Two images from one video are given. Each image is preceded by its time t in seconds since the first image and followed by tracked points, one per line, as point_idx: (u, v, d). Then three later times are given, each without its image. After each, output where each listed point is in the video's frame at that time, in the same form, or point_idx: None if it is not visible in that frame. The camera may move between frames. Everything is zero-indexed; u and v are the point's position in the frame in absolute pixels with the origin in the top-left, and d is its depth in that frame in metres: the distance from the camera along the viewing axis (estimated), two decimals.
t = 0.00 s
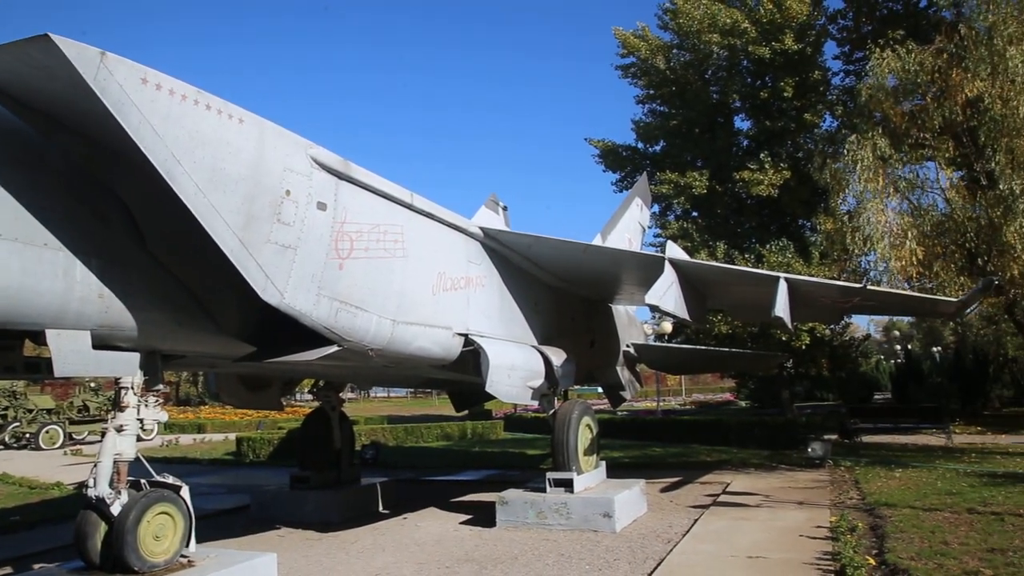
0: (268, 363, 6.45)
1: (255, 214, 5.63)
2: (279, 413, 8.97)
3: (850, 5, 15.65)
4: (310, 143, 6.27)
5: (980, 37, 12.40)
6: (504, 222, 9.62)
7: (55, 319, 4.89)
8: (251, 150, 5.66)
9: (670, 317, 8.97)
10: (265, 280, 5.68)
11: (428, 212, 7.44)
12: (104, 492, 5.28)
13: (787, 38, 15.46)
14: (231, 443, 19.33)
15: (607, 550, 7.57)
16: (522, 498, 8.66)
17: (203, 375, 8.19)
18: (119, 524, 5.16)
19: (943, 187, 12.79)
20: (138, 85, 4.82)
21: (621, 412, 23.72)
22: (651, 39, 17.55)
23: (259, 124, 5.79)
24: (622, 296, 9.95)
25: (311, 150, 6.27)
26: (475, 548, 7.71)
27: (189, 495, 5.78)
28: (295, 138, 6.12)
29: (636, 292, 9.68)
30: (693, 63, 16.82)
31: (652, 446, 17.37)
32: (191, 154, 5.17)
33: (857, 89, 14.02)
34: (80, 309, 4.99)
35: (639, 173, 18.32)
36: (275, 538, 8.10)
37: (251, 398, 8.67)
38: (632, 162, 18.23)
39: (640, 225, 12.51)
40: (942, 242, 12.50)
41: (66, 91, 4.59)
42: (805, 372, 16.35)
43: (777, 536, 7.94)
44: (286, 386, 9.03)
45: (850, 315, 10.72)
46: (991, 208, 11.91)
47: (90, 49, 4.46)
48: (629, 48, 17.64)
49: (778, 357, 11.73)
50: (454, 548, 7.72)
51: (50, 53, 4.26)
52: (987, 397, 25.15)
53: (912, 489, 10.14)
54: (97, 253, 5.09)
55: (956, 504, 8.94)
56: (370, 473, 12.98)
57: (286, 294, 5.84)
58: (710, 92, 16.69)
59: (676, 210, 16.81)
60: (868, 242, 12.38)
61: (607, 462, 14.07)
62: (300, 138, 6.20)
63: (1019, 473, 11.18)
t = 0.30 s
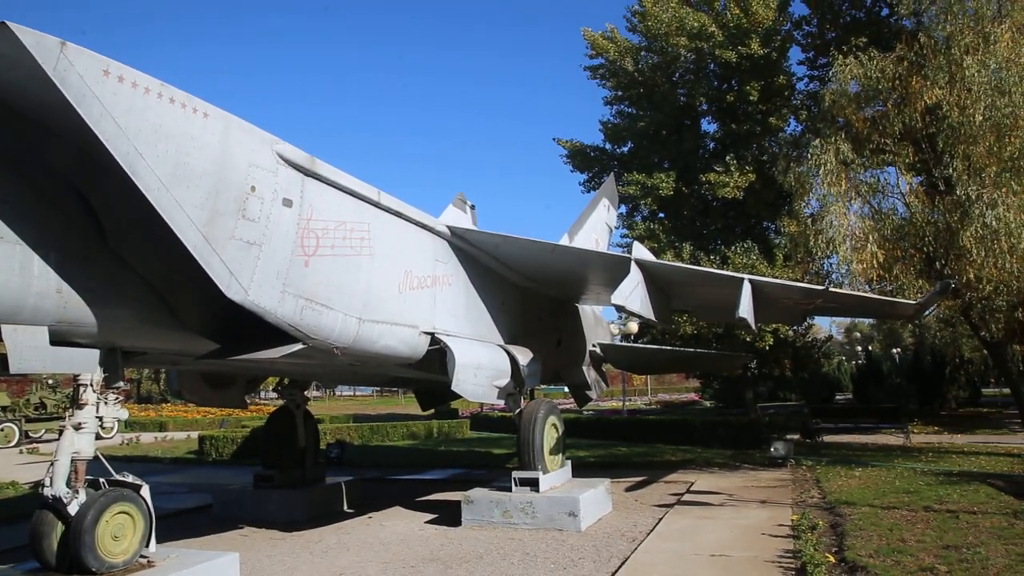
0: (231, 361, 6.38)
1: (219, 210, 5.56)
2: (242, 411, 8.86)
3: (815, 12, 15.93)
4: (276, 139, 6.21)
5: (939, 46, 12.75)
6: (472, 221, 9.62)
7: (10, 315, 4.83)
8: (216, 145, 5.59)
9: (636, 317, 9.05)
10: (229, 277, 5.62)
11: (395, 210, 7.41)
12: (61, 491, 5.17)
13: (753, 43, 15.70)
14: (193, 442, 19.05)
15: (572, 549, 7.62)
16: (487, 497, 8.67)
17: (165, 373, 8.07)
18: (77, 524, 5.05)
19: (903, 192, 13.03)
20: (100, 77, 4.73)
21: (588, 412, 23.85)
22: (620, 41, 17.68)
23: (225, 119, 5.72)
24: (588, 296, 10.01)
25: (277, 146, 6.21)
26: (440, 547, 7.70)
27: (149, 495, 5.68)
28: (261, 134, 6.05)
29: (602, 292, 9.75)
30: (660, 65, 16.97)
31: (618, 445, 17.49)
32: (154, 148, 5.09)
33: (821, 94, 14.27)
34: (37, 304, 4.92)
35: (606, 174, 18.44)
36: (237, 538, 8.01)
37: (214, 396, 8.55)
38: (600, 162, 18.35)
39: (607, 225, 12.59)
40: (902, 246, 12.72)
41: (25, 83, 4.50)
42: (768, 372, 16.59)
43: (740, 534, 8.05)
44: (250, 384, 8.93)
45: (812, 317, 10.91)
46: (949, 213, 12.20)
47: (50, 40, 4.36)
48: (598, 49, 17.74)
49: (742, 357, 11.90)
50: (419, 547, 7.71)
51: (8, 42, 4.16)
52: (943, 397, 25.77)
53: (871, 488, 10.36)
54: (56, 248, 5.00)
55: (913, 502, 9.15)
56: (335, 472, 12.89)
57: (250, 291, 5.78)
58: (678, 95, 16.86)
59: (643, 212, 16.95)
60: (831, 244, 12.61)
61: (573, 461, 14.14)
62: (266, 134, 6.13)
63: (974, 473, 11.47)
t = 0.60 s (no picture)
0: (227, 362, 6.37)
1: (212, 211, 5.56)
2: (237, 413, 8.85)
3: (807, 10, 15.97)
4: (268, 139, 6.21)
5: (930, 44, 12.81)
6: (465, 220, 9.63)
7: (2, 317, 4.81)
8: (208, 146, 5.58)
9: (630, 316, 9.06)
10: (223, 278, 5.61)
11: (389, 209, 7.41)
12: (56, 494, 5.15)
13: (745, 42, 15.74)
14: (189, 443, 19.00)
15: (569, 548, 7.62)
16: (484, 497, 8.68)
17: (159, 375, 8.05)
18: (72, 527, 5.04)
19: (896, 189, 13.06)
20: (90, 78, 4.72)
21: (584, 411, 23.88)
22: (612, 40, 17.70)
23: (217, 119, 5.72)
24: (583, 295, 10.02)
25: (270, 146, 6.21)
26: (436, 547, 7.69)
27: (144, 496, 5.67)
28: (254, 134, 6.05)
29: (597, 291, 9.76)
30: (653, 64, 16.98)
31: (614, 444, 17.51)
32: (145, 149, 5.09)
33: (813, 92, 14.30)
34: (29, 306, 4.91)
35: (601, 173, 18.45)
36: (234, 539, 8.00)
37: (209, 398, 8.54)
38: (593, 162, 18.38)
39: (601, 224, 12.60)
40: (896, 243, 12.71)
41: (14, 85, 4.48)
42: (764, 370, 16.63)
43: (736, 532, 8.07)
44: (245, 385, 8.92)
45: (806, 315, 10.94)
46: (942, 211, 12.21)
47: (40, 41, 4.35)
48: (590, 49, 17.75)
49: (736, 355, 11.92)
50: (416, 548, 7.71)
51: None
52: (937, 394, 25.91)
53: (867, 485, 10.39)
54: (48, 250, 4.99)
55: (908, 499, 9.18)
56: (331, 473, 12.89)
57: (244, 291, 5.77)
58: (671, 94, 16.87)
59: (637, 211, 16.96)
60: (824, 242, 12.65)
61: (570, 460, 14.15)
62: (259, 134, 6.13)
63: (970, 469, 11.51)
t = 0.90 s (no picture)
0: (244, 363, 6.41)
1: (226, 212, 5.58)
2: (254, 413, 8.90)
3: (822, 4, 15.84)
4: (282, 140, 6.23)
5: (948, 36, 12.65)
6: (480, 219, 9.63)
7: (22, 320, 4.83)
8: (222, 147, 5.60)
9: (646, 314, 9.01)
10: (239, 279, 5.64)
11: (403, 209, 7.42)
12: (77, 495, 5.20)
13: (759, 37, 15.62)
14: (208, 444, 19.16)
15: (587, 547, 7.60)
16: (501, 495, 8.68)
17: (178, 376, 8.10)
18: (93, 527, 5.08)
19: (915, 184, 12.94)
20: (105, 81, 4.74)
21: (601, 410, 23.82)
22: (626, 37, 17.63)
23: (231, 121, 5.74)
24: (599, 293, 9.99)
25: (283, 147, 6.23)
26: (454, 546, 7.70)
27: (163, 496, 5.71)
28: (267, 135, 6.07)
29: (612, 289, 9.72)
30: (667, 61, 16.89)
31: (631, 443, 17.46)
32: (160, 152, 5.11)
33: (829, 87, 14.17)
34: (48, 309, 4.93)
35: (615, 171, 18.40)
36: (253, 539, 8.05)
37: (227, 398, 8.59)
38: (608, 159, 18.33)
39: (616, 222, 12.55)
40: (914, 238, 12.61)
41: (30, 89, 4.50)
42: (782, 368, 16.51)
43: (755, 531, 8.01)
44: (262, 386, 8.97)
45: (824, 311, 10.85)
46: (962, 205, 12.03)
47: (55, 46, 4.37)
48: (603, 46, 17.69)
49: (754, 353, 11.85)
50: (434, 547, 7.72)
51: (13, 48, 4.17)
52: (959, 391, 25.63)
53: (887, 483, 10.30)
54: (66, 252, 5.02)
55: (930, 496, 9.08)
56: (349, 472, 12.95)
57: (260, 292, 5.80)
58: (685, 90, 16.78)
59: (652, 208, 16.86)
60: (842, 238, 12.54)
61: (587, 459, 14.12)
62: (272, 135, 6.15)
63: (992, 466, 11.37)
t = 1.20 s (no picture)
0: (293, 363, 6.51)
1: (272, 214, 5.68)
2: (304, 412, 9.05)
3: None
4: (324, 143, 6.31)
5: (1004, 18, 12.17)
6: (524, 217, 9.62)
7: (79, 323, 4.97)
8: (266, 151, 5.70)
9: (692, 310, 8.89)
10: (285, 280, 5.73)
11: (446, 208, 7.45)
12: (134, 492, 5.35)
13: (804, 26, 15.27)
14: (260, 442, 19.56)
15: (635, 545, 7.53)
16: (549, 493, 8.66)
17: (230, 376, 8.27)
18: (150, 524, 5.23)
19: (970, 172, 12.60)
20: (152, 89, 4.86)
21: (648, 406, 23.65)
22: (667, 30, 17.44)
23: (274, 125, 5.84)
24: (644, 289, 9.89)
25: (326, 149, 6.31)
26: (503, 544, 7.71)
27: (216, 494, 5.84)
28: (310, 138, 6.16)
29: (658, 285, 9.62)
30: (710, 53, 16.63)
31: (680, 440, 17.28)
32: (206, 157, 5.22)
33: (878, 74, 13.80)
34: (104, 312, 5.07)
35: (659, 166, 18.24)
36: (304, 536, 8.18)
37: (277, 397, 8.75)
38: (651, 154, 18.15)
39: (661, 217, 12.42)
40: (971, 228, 12.27)
41: (80, 98, 4.63)
42: (834, 363, 16.15)
43: (808, 530, 7.84)
44: (311, 385, 9.11)
45: (877, 305, 10.57)
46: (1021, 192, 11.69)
47: (103, 56, 4.49)
48: (645, 40, 17.54)
49: (804, 348, 11.62)
50: (482, 544, 7.74)
51: (63, 59, 4.30)
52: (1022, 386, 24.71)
53: (946, 480, 9.98)
54: (119, 257, 5.16)
55: (992, 495, 8.77)
56: (398, 470, 13.08)
57: (306, 293, 5.89)
58: (728, 82, 16.50)
59: (697, 203, 16.54)
60: (894, 229, 12.19)
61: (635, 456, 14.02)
62: (315, 138, 6.24)
63: None
